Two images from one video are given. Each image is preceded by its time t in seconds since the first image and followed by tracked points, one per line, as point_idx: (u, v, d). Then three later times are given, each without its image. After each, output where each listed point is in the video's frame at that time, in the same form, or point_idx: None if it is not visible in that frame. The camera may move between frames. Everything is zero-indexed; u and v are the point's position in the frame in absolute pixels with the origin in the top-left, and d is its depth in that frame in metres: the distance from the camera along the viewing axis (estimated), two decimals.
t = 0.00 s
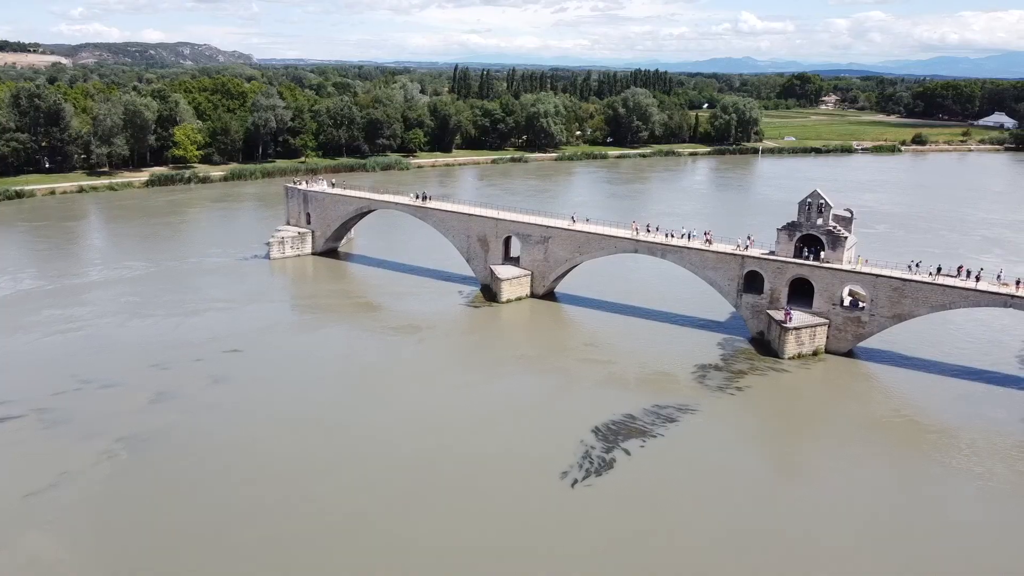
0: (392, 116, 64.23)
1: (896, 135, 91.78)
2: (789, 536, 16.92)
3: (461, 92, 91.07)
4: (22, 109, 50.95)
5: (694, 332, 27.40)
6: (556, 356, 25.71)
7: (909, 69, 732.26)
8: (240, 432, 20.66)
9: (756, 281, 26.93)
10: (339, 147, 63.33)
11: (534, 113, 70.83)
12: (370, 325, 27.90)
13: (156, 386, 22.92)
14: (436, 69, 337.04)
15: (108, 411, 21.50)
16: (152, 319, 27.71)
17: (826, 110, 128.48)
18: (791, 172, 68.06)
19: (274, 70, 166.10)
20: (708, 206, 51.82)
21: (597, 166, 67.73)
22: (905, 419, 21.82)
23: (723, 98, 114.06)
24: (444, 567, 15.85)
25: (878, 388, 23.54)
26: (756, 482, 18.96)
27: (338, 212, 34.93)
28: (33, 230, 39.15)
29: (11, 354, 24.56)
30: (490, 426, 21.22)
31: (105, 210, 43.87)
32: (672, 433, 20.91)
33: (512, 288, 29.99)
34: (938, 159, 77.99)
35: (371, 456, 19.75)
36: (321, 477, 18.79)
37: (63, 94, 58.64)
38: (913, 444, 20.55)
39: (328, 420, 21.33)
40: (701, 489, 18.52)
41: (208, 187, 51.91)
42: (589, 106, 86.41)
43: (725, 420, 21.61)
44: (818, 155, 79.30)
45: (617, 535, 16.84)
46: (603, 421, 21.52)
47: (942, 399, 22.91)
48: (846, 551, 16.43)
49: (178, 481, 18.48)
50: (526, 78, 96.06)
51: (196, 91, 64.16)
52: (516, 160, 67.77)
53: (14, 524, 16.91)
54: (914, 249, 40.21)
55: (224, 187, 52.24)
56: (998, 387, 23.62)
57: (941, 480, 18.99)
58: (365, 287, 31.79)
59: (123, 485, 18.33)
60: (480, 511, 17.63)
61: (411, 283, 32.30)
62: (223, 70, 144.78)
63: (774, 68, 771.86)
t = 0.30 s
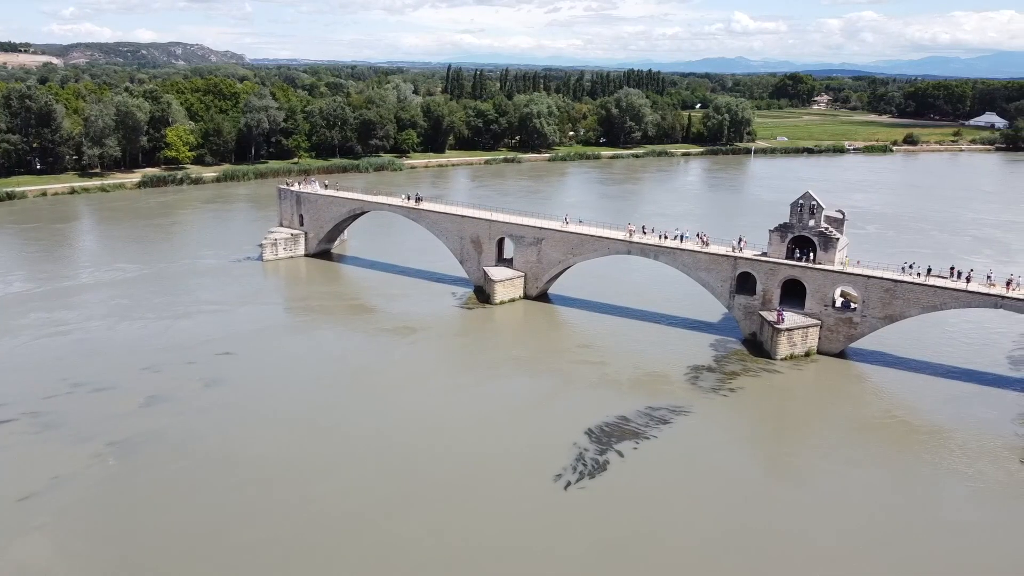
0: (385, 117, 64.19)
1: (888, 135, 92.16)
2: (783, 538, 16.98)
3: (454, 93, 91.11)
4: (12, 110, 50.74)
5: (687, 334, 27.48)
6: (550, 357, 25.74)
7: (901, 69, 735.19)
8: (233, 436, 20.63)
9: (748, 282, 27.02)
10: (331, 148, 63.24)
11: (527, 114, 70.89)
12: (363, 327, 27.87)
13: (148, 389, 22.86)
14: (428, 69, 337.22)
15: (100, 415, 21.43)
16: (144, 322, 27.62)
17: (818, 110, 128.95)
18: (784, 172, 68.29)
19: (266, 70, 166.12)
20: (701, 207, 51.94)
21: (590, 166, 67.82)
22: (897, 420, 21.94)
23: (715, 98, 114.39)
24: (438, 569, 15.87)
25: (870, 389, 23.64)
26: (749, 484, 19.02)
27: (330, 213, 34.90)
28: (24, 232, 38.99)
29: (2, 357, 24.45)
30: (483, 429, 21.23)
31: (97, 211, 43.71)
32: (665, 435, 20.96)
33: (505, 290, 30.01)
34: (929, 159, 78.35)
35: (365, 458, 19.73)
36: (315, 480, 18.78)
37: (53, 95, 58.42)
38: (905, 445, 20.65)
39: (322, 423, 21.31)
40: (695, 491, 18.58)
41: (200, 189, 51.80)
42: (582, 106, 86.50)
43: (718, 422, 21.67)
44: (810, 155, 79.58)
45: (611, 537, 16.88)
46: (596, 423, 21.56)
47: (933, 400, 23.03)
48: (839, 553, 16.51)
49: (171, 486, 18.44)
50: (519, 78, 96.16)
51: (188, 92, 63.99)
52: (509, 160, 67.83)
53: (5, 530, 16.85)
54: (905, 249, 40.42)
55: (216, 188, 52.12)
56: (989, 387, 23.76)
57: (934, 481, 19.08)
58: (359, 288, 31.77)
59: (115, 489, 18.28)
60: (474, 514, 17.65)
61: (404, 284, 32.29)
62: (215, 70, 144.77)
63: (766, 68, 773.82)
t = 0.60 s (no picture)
0: (373, 118, 64.07)
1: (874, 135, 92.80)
2: (771, 539, 17.07)
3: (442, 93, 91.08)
4: None
5: (675, 335, 27.59)
6: (538, 359, 25.78)
7: (887, 69, 739.95)
8: (222, 440, 20.54)
9: (735, 284, 27.15)
10: (319, 149, 63.08)
11: (515, 115, 70.97)
12: (351, 330, 27.82)
13: (134, 394, 22.74)
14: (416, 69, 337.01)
15: (86, 420, 21.30)
16: (130, 325, 27.48)
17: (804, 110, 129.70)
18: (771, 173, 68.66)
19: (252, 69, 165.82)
20: (688, 207, 52.14)
21: (578, 167, 67.94)
22: (883, 420, 22.10)
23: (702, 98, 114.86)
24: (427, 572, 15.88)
25: (857, 390, 23.81)
26: (736, 485, 19.10)
27: (318, 215, 34.81)
28: (8, 235, 38.68)
29: None
30: (472, 431, 21.22)
31: (82, 213, 43.41)
32: (653, 437, 21.03)
33: (493, 291, 30.03)
34: (914, 159, 78.94)
35: (353, 462, 19.70)
36: (304, 485, 18.73)
37: (38, 96, 58.01)
38: (891, 446, 20.80)
39: (310, 427, 21.26)
40: (683, 492, 18.66)
41: (186, 190, 51.56)
42: (570, 107, 86.63)
43: (706, 423, 21.77)
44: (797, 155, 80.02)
45: (600, 539, 16.92)
46: (584, 425, 21.59)
47: (919, 400, 23.21)
48: (828, 553, 16.61)
49: (157, 491, 18.34)
50: (506, 78, 96.26)
51: (174, 93, 63.67)
52: (497, 161, 67.88)
53: None
54: (890, 250, 40.73)
55: (202, 189, 51.90)
56: (973, 387, 23.98)
57: (921, 481, 19.22)
58: (347, 291, 31.71)
59: (101, 495, 18.18)
60: (464, 517, 17.64)
61: (392, 286, 32.25)
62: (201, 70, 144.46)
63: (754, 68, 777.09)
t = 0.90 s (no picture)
0: (358, 119, 63.91)
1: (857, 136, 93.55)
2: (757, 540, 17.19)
3: (428, 94, 90.91)
4: None
5: (660, 337, 27.70)
6: (525, 361, 25.83)
7: (870, 69, 745.56)
8: (208, 445, 20.44)
9: (720, 285, 27.28)
10: (304, 150, 62.81)
11: (501, 116, 70.96)
12: (338, 333, 27.74)
13: (118, 399, 22.59)
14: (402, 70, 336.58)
15: (68, 426, 21.14)
16: (114, 329, 27.30)
17: (788, 110, 130.51)
18: (756, 173, 69.08)
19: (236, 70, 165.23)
20: (674, 208, 52.37)
21: (564, 168, 68.07)
22: (867, 420, 22.30)
23: (687, 99, 115.32)
24: None
25: (841, 391, 24.00)
26: (723, 486, 19.21)
27: (304, 217, 34.70)
28: None
29: None
30: (460, 435, 21.23)
31: (63, 216, 43.01)
32: (639, 438, 21.12)
33: (479, 294, 30.04)
34: (897, 159, 79.59)
35: (339, 467, 19.64)
36: (292, 489, 18.67)
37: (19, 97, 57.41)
38: (875, 446, 20.99)
39: (296, 431, 21.19)
40: (670, 494, 18.76)
41: (170, 192, 51.22)
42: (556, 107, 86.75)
43: (692, 425, 21.89)
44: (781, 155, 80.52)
45: (589, 541, 16.97)
46: (571, 428, 21.65)
47: (901, 400, 23.45)
48: (814, 553, 16.75)
49: (142, 498, 18.22)
50: (492, 78, 96.20)
51: (157, 94, 63.19)
52: (483, 162, 67.86)
53: None
54: (873, 250, 41.07)
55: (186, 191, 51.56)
56: (955, 388, 24.23)
57: (905, 481, 19.41)
58: (333, 293, 31.64)
59: (85, 502, 18.05)
60: (452, 520, 17.65)
61: (378, 289, 32.21)
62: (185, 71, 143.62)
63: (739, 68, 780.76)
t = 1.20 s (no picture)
0: (344, 120, 63.69)
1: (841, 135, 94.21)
2: (742, 540, 17.28)
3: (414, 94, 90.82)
4: None
5: (646, 338, 27.80)
6: (511, 363, 25.84)
7: (853, 70, 750.91)
8: (192, 450, 20.30)
9: (706, 286, 27.42)
10: (289, 151, 62.55)
11: (487, 116, 70.94)
12: (324, 336, 27.63)
13: (102, 405, 22.41)
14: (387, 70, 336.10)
15: (52, 432, 20.95)
16: (97, 334, 27.07)
17: (772, 110, 131.24)
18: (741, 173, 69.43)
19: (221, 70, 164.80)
20: (659, 208, 52.55)
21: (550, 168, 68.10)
22: (852, 421, 22.45)
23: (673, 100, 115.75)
24: None
25: (825, 391, 24.18)
26: (709, 488, 19.28)
27: (289, 219, 34.56)
28: None
29: None
30: (446, 438, 21.19)
31: (46, 219, 42.60)
32: (626, 440, 21.18)
33: (465, 295, 30.03)
34: (880, 159, 80.20)
35: (325, 471, 19.56)
36: (277, 494, 18.57)
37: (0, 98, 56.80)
38: (859, 447, 21.14)
39: (282, 435, 21.08)
40: (655, 495, 18.82)
41: (154, 194, 50.86)
42: (542, 108, 86.81)
43: (678, 427, 21.96)
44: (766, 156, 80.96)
45: (575, 543, 17.00)
46: (557, 430, 21.67)
47: (885, 400, 23.63)
48: (799, 554, 16.84)
49: (126, 505, 18.07)
50: (478, 79, 96.20)
51: (141, 95, 62.72)
52: (470, 163, 67.81)
53: None
54: (857, 250, 41.36)
55: (170, 193, 51.19)
56: (937, 387, 24.45)
57: (889, 481, 19.54)
58: (319, 296, 31.52)
59: (69, 509, 17.89)
60: (437, 524, 17.59)
61: (365, 291, 32.12)
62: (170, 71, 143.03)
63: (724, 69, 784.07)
